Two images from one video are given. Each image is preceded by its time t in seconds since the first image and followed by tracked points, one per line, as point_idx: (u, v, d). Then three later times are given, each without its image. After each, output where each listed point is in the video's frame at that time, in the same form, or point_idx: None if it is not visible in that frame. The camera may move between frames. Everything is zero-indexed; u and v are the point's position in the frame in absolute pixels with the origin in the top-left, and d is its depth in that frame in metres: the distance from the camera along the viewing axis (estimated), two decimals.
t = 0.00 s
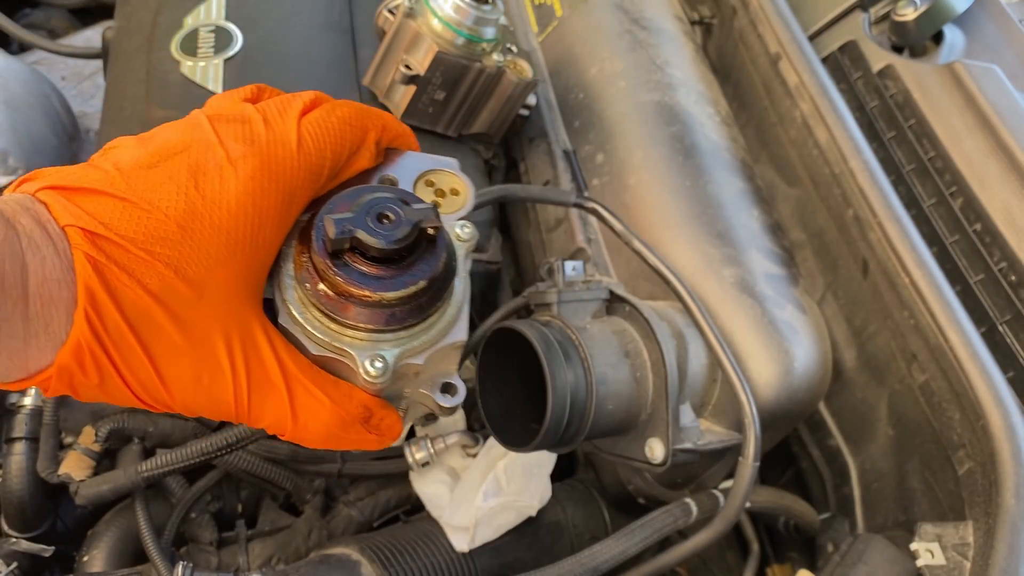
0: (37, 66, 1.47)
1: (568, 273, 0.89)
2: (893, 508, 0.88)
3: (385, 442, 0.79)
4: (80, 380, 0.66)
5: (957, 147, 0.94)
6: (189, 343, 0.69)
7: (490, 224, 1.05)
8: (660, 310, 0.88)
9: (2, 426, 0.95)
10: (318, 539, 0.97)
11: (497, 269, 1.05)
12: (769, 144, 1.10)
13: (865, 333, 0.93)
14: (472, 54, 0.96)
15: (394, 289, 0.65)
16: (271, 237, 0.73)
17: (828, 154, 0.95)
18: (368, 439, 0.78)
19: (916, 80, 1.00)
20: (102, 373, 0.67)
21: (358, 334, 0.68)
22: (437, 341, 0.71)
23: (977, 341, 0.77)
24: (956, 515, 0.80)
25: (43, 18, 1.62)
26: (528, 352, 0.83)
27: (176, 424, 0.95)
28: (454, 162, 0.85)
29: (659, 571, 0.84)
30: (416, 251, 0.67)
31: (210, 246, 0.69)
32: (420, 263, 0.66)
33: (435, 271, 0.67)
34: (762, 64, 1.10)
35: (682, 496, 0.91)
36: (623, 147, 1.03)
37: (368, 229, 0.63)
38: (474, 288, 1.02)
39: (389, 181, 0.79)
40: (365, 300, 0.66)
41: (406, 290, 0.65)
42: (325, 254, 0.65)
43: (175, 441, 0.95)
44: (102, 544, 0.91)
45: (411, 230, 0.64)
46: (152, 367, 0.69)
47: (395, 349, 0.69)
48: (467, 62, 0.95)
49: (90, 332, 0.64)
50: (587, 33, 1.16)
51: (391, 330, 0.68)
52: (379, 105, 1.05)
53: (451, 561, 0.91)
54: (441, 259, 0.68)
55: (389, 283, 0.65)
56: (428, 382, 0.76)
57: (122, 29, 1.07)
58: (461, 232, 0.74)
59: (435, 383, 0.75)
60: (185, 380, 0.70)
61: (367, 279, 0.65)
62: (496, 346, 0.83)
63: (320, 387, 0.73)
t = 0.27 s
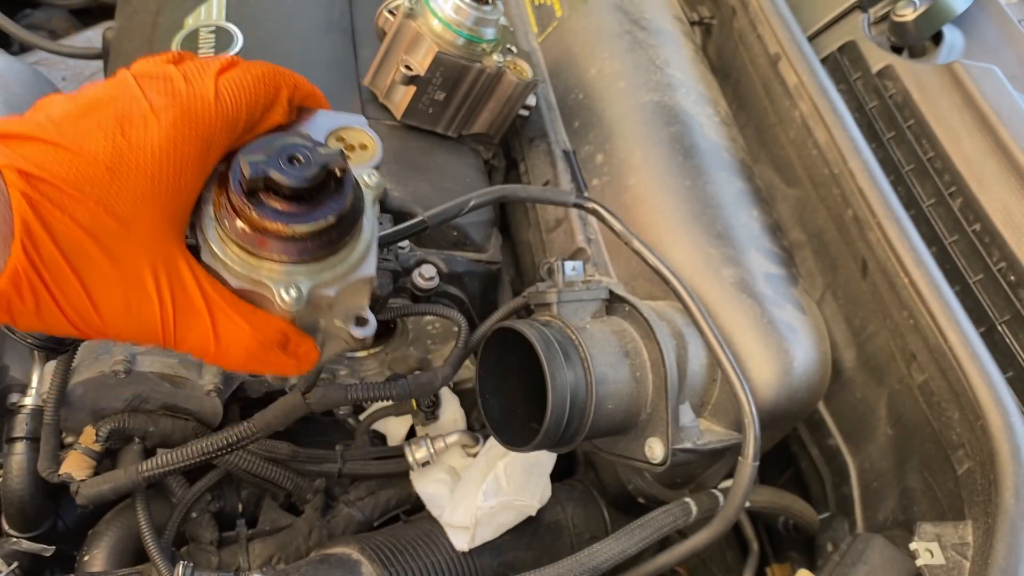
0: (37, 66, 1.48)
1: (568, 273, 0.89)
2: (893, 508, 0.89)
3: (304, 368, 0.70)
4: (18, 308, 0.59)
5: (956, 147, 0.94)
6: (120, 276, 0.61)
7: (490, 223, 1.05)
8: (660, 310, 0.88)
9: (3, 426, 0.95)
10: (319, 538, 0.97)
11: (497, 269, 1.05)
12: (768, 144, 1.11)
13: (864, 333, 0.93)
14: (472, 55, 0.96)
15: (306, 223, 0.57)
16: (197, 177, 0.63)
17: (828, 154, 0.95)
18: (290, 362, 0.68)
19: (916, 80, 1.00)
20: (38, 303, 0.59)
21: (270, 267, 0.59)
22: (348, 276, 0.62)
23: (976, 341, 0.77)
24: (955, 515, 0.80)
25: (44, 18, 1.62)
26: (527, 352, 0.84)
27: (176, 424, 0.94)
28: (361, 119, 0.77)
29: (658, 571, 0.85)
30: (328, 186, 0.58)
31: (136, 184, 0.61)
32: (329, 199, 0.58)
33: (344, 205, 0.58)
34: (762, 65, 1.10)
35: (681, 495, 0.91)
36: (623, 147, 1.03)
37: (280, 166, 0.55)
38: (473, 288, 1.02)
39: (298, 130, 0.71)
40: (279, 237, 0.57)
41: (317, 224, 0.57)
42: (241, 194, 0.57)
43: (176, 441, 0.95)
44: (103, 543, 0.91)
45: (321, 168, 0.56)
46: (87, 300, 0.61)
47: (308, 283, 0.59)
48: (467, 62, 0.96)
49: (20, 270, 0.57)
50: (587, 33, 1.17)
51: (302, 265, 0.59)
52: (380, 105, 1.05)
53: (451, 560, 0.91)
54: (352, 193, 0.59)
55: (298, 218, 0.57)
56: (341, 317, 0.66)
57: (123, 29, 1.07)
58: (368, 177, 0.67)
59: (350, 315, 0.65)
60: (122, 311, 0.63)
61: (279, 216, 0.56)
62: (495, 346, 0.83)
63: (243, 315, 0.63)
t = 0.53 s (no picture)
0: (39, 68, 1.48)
1: (568, 273, 0.89)
2: (891, 507, 0.89)
3: (275, 225, 0.73)
4: (18, 161, 0.63)
5: (954, 147, 0.95)
6: (111, 138, 0.64)
7: (490, 224, 1.06)
8: (659, 310, 0.89)
9: (5, 425, 0.96)
10: (320, 537, 0.98)
11: (497, 269, 1.05)
12: (767, 145, 1.11)
13: (863, 333, 0.94)
14: (472, 56, 0.96)
15: (272, 92, 0.59)
16: (178, 50, 0.63)
17: (826, 155, 0.95)
18: (261, 218, 0.71)
19: (914, 81, 1.01)
20: (37, 157, 0.63)
21: (241, 132, 0.61)
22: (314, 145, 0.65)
23: (974, 341, 0.77)
24: (953, 513, 0.80)
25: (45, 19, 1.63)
26: (527, 351, 0.84)
27: (177, 424, 0.96)
28: (318, 10, 0.71)
29: (658, 569, 0.85)
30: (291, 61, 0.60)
31: (120, 52, 0.61)
32: (293, 71, 0.60)
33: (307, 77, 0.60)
34: (760, 66, 1.11)
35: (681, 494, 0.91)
36: (622, 148, 1.03)
37: (248, 38, 0.57)
38: (473, 287, 1.02)
39: (252, 15, 0.63)
40: (249, 102, 0.60)
41: (284, 91, 0.59)
42: (213, 62, 0.59)
43: (177, 440, 0.96)
44: (105, 542, 0.91)
45: (285, 43, 0.58)
46: (81, 149, 0.65)
47: (277, 150, 0.63)
48: (468, 63, 0.96)
49: (22, 125, 0.60)
50: (587, 34, 1.17)
51: (270, 131, 0.61)
52: (380, 106, 1.06)
53: (451, 558, 0.92)
54: (313, 67, 0.61)
55: (264, 86, 0.59)
56: (307, 184, 0.69)
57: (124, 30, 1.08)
58: (327, 58, 0.67)
59: (315, 182, 0.69)
60: (113, 164, 0.66)
61: (248, 84, 0.59)
62: (495, 345, 0.83)
63: (217, 174, 0.65)
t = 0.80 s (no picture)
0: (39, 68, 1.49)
1: (568, 273, 0.89)
2: (891, 506, 0.89)
3: (271, 156, 0.67)
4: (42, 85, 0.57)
5: (954, 148, 0.95)
6: (123, 62, 0.58)
7: (490, 224, 1.06)
8: (659, 310, 0.89)
9: (5, 425, 0.96)
10: (320, 537, 0.98)
11: (497, 269, 1.05)
12: (767, 145, 1.11)
13: (862, 333, 0.94)
14: (473, 56, 0.96)
15: (272, 28, 0.56)
16: None
17: (825, 155, 0.96)
18: (260, 147, 0.65)
19: (914, 81, 1.01)
20: (57, 82, 0.57)
21: (243, 67, 0.58)
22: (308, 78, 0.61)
23: (973, 341, 0.77)
24: (953, 513, 0.80)
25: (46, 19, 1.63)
26: (527, 351, 0.84)
27: (178, 424, 0.96)
28: None
29: (658, 569, 0.85)
30: None
31: None
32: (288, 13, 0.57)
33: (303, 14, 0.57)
34: (760, 66, 1.11)
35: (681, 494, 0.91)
36: (622, 148, 1.04)
37: None
38: (474, 287, 1.02)
39: None
40: (249, 39, 0.57)
41: (281, 29, 0.56)
42: None
43: (177, 440, 0.97)
44: (106, 542, 0.92)
45: None
46: (97, 77, 0.58)
47: (274, 82, 0.59)
48: (468, 63, 0.96)
49: (45, 50, 0.54)
50: (587, 35, 1.17)
51: (269, 64, 0.59)
52: (380, 106, 1.06)
53: (451, 558, 0.92)
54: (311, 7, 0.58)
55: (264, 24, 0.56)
56: (302, 119, 0.65)
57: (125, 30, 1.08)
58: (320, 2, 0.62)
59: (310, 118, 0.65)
60: (125, 92, 0.60)
61: (248, 21, 0.56)
62: (495, 345, 0.83)
63: (220, 102, 0.61)
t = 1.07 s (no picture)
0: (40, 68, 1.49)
1: (568, 273, 0.89)
2: (891, 506, 0.89)
3: (289, 53, 0.99)
4: None
5: (954, 148, 0.95)
6: None
7: (490, 224, 1.06)
8: (658, 310, 0.89)
9: (5, 426, 0.96)
10: (320, 537, 0.98)
11: (497, 269, 1.05)
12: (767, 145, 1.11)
13: (862, 333, 0.94)
14: (473, 56, 0.97)
15: None
16: None
17: (825, 154, 0.96)
18: (279, 44, 0.97)
19: (914, 81, 1.01)
20: None
21: None
22: None
23: (974, 341, 0.77)
24: (953, 513, 0.80)
25: (47, 19, 1.63)
26: (527, 351, 0.84)
27: (178, 424, 0.96)
28: None
29: (658, 569, 0.85)
30: None
31: None
32: None
33: None
34: (760, 66, 1.11)
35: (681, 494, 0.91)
36: (622, 148, 1.04)
37: None
38: (474, 287, 1.02)
39: None
40: None
41: None
42: None
43: (177, 440, 0.97)
44: (106, 542, 0.92)
45: None
46: None
47: None
48: (468, 63, 0.96)
49: None
50: (587, 35, 1.17)
51: None
52: (380, 106, 1.06)
53: (451, 558, 0.92)
54: None
55: None
56: None
57: (126, 31, 1.08)
58: None
59: None
60: None
61: None
62: (495, 345, 0.83)
63: (249, 6, 0.91)
